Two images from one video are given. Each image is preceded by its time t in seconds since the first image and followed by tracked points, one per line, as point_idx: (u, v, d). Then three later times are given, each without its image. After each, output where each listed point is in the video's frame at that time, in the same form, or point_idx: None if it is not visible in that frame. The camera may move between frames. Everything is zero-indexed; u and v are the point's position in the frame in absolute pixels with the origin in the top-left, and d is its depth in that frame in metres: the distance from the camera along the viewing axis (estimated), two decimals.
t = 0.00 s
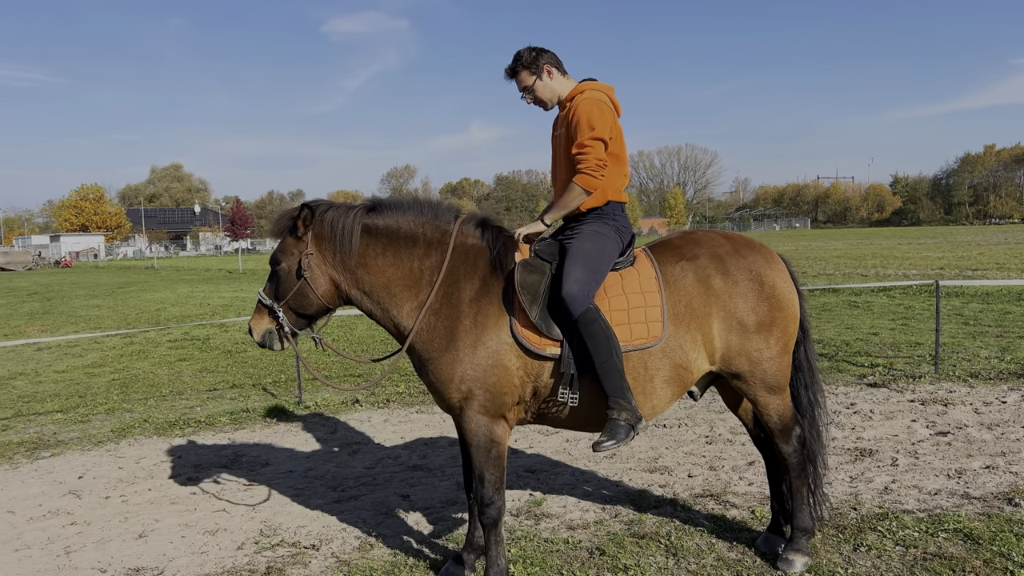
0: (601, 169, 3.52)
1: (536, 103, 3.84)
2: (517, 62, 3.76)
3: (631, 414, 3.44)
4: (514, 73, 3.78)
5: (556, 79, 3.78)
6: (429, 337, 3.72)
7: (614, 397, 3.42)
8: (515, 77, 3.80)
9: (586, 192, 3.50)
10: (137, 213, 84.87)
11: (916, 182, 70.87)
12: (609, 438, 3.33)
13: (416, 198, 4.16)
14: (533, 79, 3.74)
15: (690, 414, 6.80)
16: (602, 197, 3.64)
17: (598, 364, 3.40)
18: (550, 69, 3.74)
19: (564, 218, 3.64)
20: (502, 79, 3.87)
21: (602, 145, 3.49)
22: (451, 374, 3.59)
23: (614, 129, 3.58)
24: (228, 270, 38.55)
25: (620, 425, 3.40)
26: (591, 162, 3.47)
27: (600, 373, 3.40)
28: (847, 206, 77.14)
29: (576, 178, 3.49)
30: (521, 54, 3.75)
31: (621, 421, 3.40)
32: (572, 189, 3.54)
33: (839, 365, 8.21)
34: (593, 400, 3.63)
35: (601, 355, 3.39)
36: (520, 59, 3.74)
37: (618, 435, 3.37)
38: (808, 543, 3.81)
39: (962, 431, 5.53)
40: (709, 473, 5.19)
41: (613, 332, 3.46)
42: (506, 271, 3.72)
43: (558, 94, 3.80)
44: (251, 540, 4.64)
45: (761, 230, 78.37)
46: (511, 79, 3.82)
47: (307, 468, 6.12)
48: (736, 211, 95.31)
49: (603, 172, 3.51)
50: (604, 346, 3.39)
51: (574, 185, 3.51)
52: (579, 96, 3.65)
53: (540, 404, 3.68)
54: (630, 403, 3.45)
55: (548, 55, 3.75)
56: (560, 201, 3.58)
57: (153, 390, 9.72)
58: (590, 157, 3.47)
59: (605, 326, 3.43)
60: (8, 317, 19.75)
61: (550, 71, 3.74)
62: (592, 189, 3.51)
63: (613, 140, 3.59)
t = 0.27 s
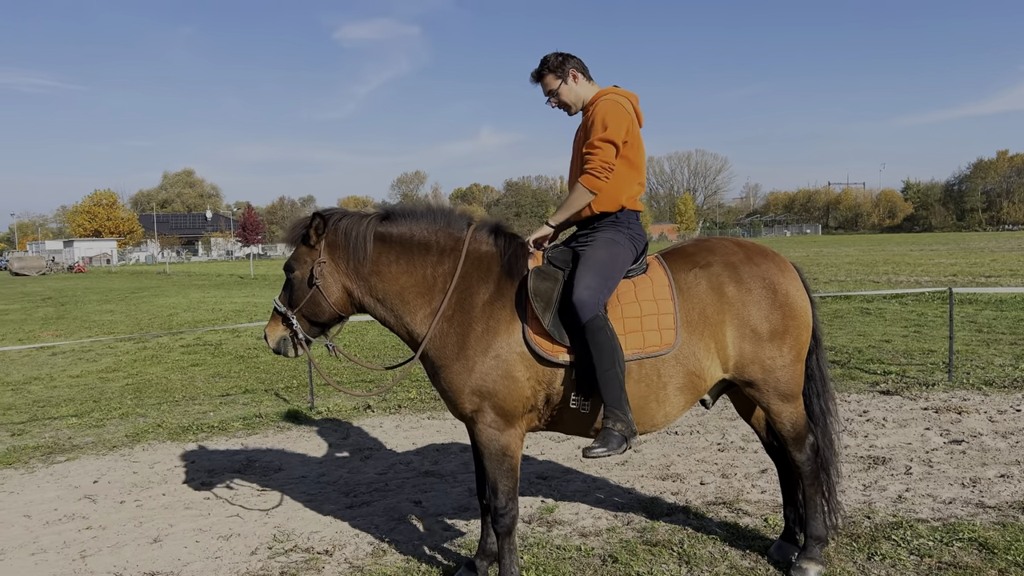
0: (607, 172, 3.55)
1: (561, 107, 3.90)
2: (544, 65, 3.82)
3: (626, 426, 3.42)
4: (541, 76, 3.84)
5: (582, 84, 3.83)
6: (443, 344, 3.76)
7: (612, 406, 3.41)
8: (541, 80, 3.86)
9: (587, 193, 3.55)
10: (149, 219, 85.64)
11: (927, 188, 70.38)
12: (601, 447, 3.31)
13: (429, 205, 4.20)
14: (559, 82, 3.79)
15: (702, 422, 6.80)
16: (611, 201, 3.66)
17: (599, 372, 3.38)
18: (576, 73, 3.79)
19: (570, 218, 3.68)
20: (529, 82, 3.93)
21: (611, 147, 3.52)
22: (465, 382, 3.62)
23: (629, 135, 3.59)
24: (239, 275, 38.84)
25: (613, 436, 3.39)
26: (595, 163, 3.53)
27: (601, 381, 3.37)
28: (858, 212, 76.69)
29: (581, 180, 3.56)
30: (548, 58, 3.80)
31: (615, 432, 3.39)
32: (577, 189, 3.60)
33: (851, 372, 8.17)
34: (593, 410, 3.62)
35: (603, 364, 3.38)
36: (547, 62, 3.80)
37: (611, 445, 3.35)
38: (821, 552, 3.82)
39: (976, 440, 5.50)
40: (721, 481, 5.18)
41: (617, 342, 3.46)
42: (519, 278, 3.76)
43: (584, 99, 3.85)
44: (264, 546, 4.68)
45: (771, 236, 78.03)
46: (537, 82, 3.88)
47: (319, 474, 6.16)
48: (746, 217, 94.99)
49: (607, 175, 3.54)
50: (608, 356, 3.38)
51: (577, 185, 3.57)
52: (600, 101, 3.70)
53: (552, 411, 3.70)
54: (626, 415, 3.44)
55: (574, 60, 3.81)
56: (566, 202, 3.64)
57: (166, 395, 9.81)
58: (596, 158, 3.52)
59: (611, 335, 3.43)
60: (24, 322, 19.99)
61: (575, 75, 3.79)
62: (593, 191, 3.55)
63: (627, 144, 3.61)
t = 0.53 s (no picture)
0: (630, 181, 3.55)
1: (591, 113, 3.92)
2: (576, 72, 3.83)
3: (604, 426, 3.37)
4: (572, 82, 3.86)
5: (613, 91, 3.85)
6: (456, 351, 3.77)
7: (595, 403, 3.36)
8: (572, 87, 3.88)
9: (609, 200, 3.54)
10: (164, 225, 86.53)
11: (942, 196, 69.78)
12: (576, 439, 3.26)
13: (443, 213, 4.22)
14: (590, 89, 3.81)
15: (715, 431, 6.76)
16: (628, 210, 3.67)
17: (591, 367, 3.35)
18: (607, 80, 3.81)
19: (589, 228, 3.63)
20: (560, 88, 3.95)
21: (638, 157, 3.52)
22: (477, 390, 3.63)
23: (656, 147, 3.61)
24: (252, 281, 39.13)
25: (590, 432, 3.33)
26: (620, 171, 3.52)
27: (591, 376, 3.33)
28: (871, 221, 76.14)
29: (603, 186, 3.53)
30: (580, 65, 3.82)
31: (592, 429, 3.32)
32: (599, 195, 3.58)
33: (866, 382, 8.11)
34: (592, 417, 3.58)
35: (598, 360, 3.35)
36: (579, 68, 3.82)
37: (586, 440, 3.29)
38: (836, 564, 3.82)
39: (992, 451, 5.43)
40: (734, 491, 5.15)
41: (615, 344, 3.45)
42: (531, 285, 3.77)
43: (614, 106, 3.86)
44: (276, 552, 4.71)
45: (783, 244, 77.60)
46: (568, 88, 3.90)
47: (330, 480, 6.18)
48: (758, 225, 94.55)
49: (630, 184, 3.54)
50: (603, 353, 3.35)
51: (600, 191, 3.55)
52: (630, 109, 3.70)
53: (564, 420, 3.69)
54: (607, 416, 3.39)
55: (606, 67, 3.82)
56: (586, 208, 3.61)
57: (179, 400, 9.89)
58: (621, 166, 3.51)
59: (609, 336, 3.40)
60: (40, 326, 20.24)
61: (607, 83, 3.81)
62: (614, 198, 3.54)
63: (652, 156, 3.62)
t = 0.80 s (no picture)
0: (630, 180, 3.55)
1: (607, 114, 3.91)
2: (593, 72, 3.82)
3: (588, 427, 3.37)
4: (589, 82, 3.85)
5: (630, 92, 3.84)
6: (455, 352, 3.76)
7: (579, 404, 3.36)
8: (589, 87, 3.87)
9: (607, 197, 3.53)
10: (165, 225, 86.58)
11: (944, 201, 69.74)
12: (558, 440, 3.29)
13: (444, 212, 4.21)
14: (607, 90, 3.80)
15: (715, 434, 6.75)
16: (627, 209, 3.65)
17: (576, 366, 3.35)
18: (624, 81, 3.80)
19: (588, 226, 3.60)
20: (576, 88, 3.94)
21: (641, 157, 3.52)
22: (477, 391, 3.62)
23: (662, 150, 3.59)
24: (252, 281, 39.16)
25: (574, 433, 3.35)
26: (620, 168, 3.52)
27: (575, 376, 3.34)
28: (873, 225, 76.12)
29: (603, 182, 3.54)
30: (598, 64, 3.81)
31: (575, 430, 3.35)
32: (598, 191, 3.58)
33: (867, 387, 8.08)
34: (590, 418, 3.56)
35: (583, 359, 3.35)
36: (597, 68, 3.81)
37: (568, 441, 3.32)
38: (836, 568, 3.81)
39: (994, 457, 5.41)
40: (734, 494, 5.13)
41: (604, 343, 3.44)
42: (531, 285, 3.75)
43: (631, 106, 3.86)
44: (274, 552, 4.69)
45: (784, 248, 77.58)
46: (585, 88, 3.89)
47: (329, 481, 6.17)
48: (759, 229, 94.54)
49: (630, 183, 3.54)
50: (588, 352, 3.35)
51: (599, 187, 3.55)
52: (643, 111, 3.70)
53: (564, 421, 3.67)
54: (592, 416, 3.38)
55: (624, 67, 3.81)
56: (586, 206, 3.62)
57: (178, 399, 9.88)
58: (622, 164, 3.52)
59: (597, 335, 3.39)
60: (40, 325, 20.22)
61: (624, 83, 3.80)
62: (612, 195, 3.53)
63: (658, 158, 3.60)
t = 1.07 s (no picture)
0: (630, 187, 3.54)
1: (614, 112, 3.88)
2: (603, 70, 3.80)
3: (588, 431, 3.34)
4: (598, 79, 3.82)
5: (638, 92, 3.81)
6: (446, 352, 3.72)
7: (579, 409, 3.33)
8: (598, 84, 3.84)
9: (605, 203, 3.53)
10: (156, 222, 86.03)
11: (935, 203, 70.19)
12: (559, 445, 3.25)
13: (436, 211, 4.17)
14: (616, 89, 3.77)
15: (707, 435, 6.74)
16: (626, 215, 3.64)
17: (576, 371, 3.32)
18: (633, 81, 3.77)
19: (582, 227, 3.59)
20: (586, 84, 3.91)
21: (644, 166, 3.50)
22: (468, 392, 3.58)
23: (667, 160, 3.56)
24: (244, 279, 38.96)
25: (574, 438, 3.31)
26: (622, 175, 3.51)
27: (576, 380, 3.31)
28: (864, 227, 76.53)
29: (602, 187, 3.54)
30: (609, 62, 3.78)
31: (576, 434, 3.30)
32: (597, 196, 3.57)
33: (859, 388, 8.10)
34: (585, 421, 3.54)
35: (582, 363, 3.32)
36: (607, 66, 3.78)
37: (568, 446, 3.28)
38: (827, 571, 3.80)
39: (985, 459, 5.42)
40: (727, 495, 5.12)
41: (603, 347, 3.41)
42: (524, 285, 3.72)
43: (638, 107, 3.82)
44: (263, 553, 4.64)
45: (777, 248, 77.88)
46: (594, 85, 3.86)
47: (319, 480, 6.12)
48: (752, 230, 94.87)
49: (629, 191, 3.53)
50: (588, 356, 3.31)
51: (598, 192, 3.54)
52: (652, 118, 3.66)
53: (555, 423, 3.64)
54: (591, 420, 3.35)
55: (634, 67, 3.79)
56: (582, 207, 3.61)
57: (168, 397, 9.79)
58: (624, 171, 3.51)
59: (597, 339, 3.37)
60: (28, 321, 20.04)
61: (633, 83, 3.77)
62: (611, 202, 3.53)
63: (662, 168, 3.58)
